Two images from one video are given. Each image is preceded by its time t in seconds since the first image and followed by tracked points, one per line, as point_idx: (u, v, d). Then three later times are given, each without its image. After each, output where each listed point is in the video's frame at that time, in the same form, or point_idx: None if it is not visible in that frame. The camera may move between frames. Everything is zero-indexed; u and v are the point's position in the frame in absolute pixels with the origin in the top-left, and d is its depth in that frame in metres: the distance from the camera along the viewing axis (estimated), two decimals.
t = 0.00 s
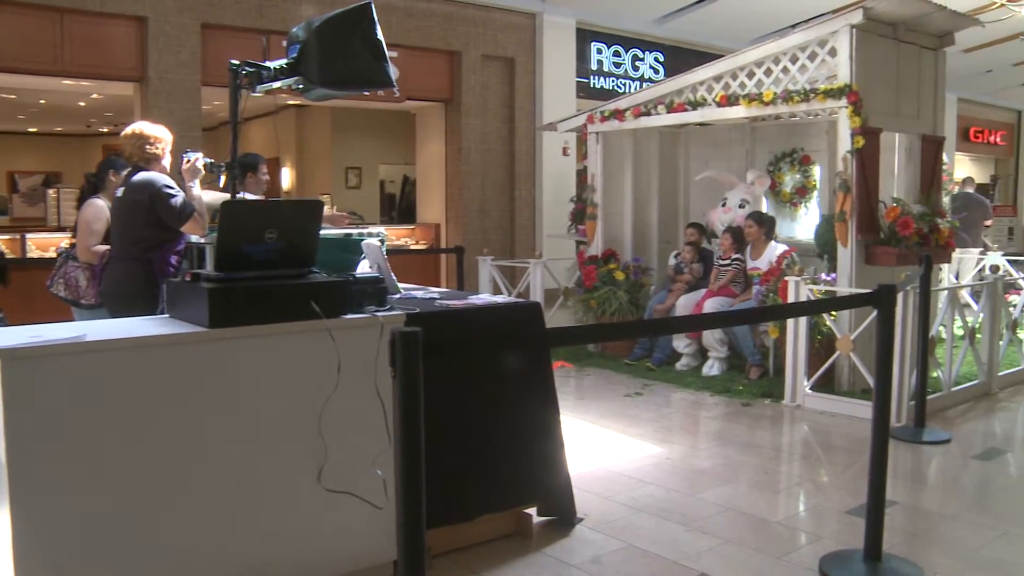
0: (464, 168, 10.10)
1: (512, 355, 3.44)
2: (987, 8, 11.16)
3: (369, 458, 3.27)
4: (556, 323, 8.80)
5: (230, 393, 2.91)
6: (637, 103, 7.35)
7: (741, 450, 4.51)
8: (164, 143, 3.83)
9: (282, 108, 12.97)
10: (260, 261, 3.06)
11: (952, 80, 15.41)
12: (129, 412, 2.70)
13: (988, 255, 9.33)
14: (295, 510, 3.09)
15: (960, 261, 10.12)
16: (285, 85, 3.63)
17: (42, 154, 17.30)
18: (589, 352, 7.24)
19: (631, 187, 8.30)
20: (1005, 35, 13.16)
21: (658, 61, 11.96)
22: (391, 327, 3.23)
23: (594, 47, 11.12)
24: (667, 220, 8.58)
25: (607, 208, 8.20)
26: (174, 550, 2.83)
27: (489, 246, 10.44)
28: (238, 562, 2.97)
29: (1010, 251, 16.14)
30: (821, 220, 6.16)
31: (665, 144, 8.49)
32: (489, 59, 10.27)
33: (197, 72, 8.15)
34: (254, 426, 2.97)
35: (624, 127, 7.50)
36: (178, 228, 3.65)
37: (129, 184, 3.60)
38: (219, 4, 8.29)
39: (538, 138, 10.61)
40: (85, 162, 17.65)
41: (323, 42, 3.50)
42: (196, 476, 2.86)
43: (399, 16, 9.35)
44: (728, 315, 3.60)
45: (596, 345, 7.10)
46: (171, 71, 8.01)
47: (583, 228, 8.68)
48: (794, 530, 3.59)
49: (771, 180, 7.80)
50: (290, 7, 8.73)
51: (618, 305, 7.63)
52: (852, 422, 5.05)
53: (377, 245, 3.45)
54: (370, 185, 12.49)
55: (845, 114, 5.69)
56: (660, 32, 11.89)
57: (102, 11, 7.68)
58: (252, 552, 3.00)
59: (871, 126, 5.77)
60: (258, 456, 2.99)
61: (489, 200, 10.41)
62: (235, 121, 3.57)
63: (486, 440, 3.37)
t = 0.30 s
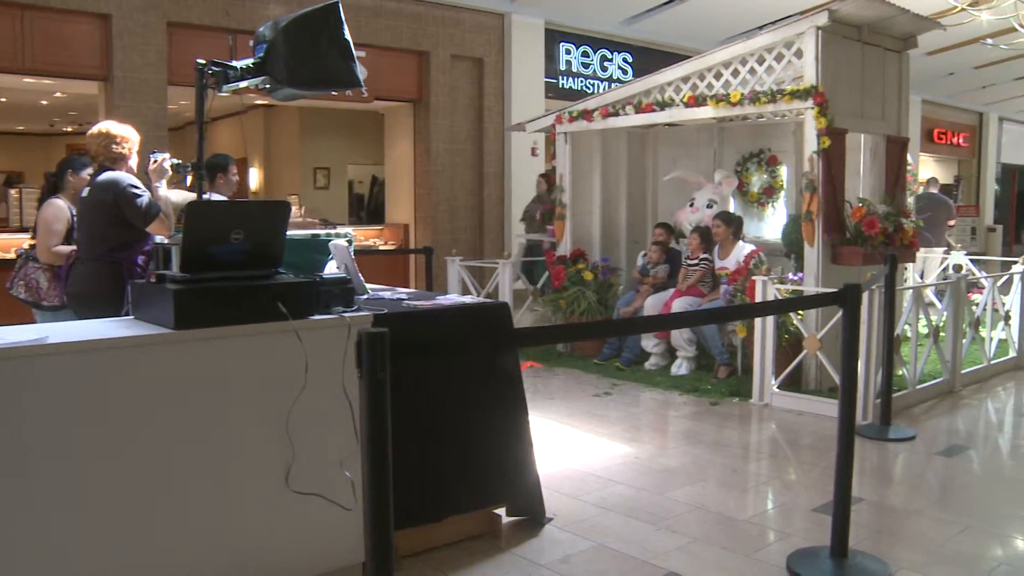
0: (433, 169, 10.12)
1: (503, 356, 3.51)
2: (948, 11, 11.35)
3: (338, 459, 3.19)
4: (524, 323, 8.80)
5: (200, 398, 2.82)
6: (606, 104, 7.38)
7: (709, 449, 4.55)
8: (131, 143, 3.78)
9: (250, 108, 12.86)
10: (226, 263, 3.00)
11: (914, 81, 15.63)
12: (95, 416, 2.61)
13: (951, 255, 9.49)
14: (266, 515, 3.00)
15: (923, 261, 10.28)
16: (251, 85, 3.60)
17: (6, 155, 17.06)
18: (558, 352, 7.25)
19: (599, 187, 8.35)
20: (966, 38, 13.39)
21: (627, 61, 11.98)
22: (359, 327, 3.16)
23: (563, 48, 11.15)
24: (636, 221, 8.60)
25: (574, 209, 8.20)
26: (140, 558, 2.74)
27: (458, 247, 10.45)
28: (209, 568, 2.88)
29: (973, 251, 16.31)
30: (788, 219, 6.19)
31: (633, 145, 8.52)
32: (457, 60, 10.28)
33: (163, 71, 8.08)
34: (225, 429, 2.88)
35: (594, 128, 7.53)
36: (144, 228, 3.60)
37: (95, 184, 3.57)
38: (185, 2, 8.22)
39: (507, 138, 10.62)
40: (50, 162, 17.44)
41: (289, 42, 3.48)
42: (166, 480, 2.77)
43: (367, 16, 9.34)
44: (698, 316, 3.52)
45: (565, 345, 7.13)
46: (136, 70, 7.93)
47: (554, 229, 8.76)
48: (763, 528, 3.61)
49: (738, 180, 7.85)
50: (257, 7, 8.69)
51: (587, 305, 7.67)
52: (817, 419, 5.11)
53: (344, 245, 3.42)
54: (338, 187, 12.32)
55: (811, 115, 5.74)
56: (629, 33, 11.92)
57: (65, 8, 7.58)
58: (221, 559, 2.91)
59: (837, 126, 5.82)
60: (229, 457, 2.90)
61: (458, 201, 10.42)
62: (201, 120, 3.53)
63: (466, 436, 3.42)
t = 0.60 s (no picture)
0: (406, 169, 10.12)
1: (478, 356, 3.52)
2: (917, 13, 11.48)
3: (312, 460, 3.16)
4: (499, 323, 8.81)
5: (173, 397, 2.78)
6: (579, 104, 7.40)
7: (682, 448, 4.57)
8: (100, 143, 3.75)
9: (221, 108, 12.68)
10: (197, 263, 2.93)
11: (886, 82, 15.78)
12: (67, 417, 2.56)
13: (921, 254, 9.60)
14: (239, 519, 2.96)
15: (894, 260, 10.40)
16: (223, 84, 3.58)
17: None
18: (532, 352, 7.27)
19: (571, 188, 8.35)
20: (936, 40, 13.55)
21: (600, 61, 12.01)
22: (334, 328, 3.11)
23: (537, 48, 11.15)
24: (610, 220, 8.62)
25: (547, 209, 8.22)
26: (110, 563, 2.69)
27: (432, 247, 10.44)
28: (186, 570, 2.85)
29: (944, 250, 16.48)
30: (761, 219, 6.21)
31: (607, 145, 8.54)
32: (431, 60, 10.27)
33: (133, 70, 8.02)
34: (200, 429, 2.84)
35: (566, 128, 7.55)
36: (114, 228, 3.59)
37: (63, 184, 3.55)
38: (156, 1, 8.15)
39: (481, 139, 10.63)
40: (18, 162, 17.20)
41: (262, 42, 3.47)
42: (141, 481, 2.74)
43: (340, 16, 9.31)
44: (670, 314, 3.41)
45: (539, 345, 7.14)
46: (106, 68, 7.86)
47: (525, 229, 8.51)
48: (736, 527, 3.63)
49: (711, 180, 7.89)
50: (229, 6, 8.64)
51: (560, 305, 7.70)
52: (790, 418, 5.16)
53: (316, 245, 3.40)
54: (312, 187, 12.33)
55: (783, 116, 5.79)
56: (602, 34, 11.95)
57: (33, 6, 7.48)
58: (193, 563, 2.86)
59: (808, 127, 5.87)
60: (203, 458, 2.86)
61: (432, 201, 10.42)
62: (172, 121, 3.50)
63: (441, 437, 3.42)
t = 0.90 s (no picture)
0: (387, 169, 10.11)
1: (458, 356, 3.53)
2: (894, 15, 11.59)
3: (291, 461, 3.13)
4: (480, 323, 8.81)
5: (152, 395, 2.76)
6: (559, 104, 7.41)
7: (662, 448, 4.59)
8: (77, 142, 3.73)
9: (201, 108, 12.64)
10: (175, 264, 2.89)
11: (865, 83, 15.90)
12: (45, 418, 2.54)
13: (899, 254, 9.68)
14: (218, 520, 2.93)
15: (873, 259, 10.48)
16: (201, 84, 3.55)
17: None
18: (514, 352, 7.27)
19: (553, 188, 8.33)
20: (914, 41, 13.68)
21: (581, 62, 12.03)
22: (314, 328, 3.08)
23: (517, 48, 11.16)
24: (590, 220, 8.64)
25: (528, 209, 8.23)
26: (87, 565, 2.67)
27: (413, 247, 10.44)
28: (167, 570, 2.83)
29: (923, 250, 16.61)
30: (740, 219, 6.21)
31: (587, 146, 8.56)
32: (411, 59, 10.26)
33: (112, 69, 7.97)
34: (180, 427, 2.83)
35: (547, 128, 7.56)
36: (91, 229, 3.59)
37: (39, 184, 3.53)
38: None
39: (462, 139, 10.63)
40: None
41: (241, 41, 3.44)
42: (121, 480, 2.72)
43: (321, 15, 9.28)
44: (649, 313, 3.35)
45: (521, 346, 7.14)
46: (84, 67, 7.80)
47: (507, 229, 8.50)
48: (717, 526, 3.64)
49: (691, 180, 7.92)
50: (208, 5, 8.60)
51: (541, 305, 7.73)
52: (770, 417, 5.18)
53: (295, 246, 3.38)
54: (292, 187, 12.25)
55: (762, 116, 5.82)
56: (583, 34, 11.98)
57: (9, 4, 7.42)
58: (171, 565, 2.84)
59: (788, 128, 5.91)
60: (181, 459, 2.84)
61: (413, 201, 10.41)
62: (151, 121, 3.47)
63: (425, 437, 3.43)
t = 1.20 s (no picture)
0: (374, 169, 10.10)
1: (446, 356, 3.53)
2: (879, 16, 11.64)
3: (277, 461, 3.12)
4: (467, 323, 8.81)
5: (140, 395, 2.75)
6: (546, 104, 7.42)
7: (649, 447, 4.60)
8: (60, 142, 3.71)
9: (187, 108, 12.62)
10: (159, 264, 2.88)
11: (851, 84, 15.97)
12: (31, 418, 2.53)
13: (884, 254, 9.73)
14: (204, 521, 2.92)
15: (859, 259, 10.53)
16: (187, 84, 3.55)
17: None
18: (501, 352, 7.28)
19: (539, 188, 8.34)
20: (899, 42, 13.76)
21: (567, 62, 12.05)
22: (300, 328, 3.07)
23: (504, 48, 11.16)
24: (577, 221, 8.64)
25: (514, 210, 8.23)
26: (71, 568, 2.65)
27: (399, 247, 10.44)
28: (155, 570, 2.83)
29: (909, 250, 16.70)
30: (727, 219, 6.21)
31: (574, 146, 8.56)
32: (398, 59, 10.25)
33: (96, 69, 7.94)
34: (167, 427, 2.82)
35: (534, 128, 7.57)
36: (76, 229, 3.59)
37: (22, 183, 3.52)
38: None
39: (449, 139, 10.63)
40: None
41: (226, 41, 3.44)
42: (109, 480, 2.71)
43: (307, 15, 9.27)
44: (635, 312, 3.28)
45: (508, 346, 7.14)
46: (68, 67, 7.77)
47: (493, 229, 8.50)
48: (705, 525, 3.65)
49: (678, 180, 7.94)
50: (193, 4, 8.58)
51: (528, 305, 7.74)
52: (757, 417, 5.20)
53: (282, 246, 3.37)
54: (279, 187, 12.20)
55: (749, 116, 5.84)
56: (570, 34, 11.99)
57: None
58: (157, 567, 2.82)
59: (774, 128, 5.93)
60: (165, 459, 2.82)
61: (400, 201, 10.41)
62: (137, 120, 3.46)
63: (413, 437, 3.43)
